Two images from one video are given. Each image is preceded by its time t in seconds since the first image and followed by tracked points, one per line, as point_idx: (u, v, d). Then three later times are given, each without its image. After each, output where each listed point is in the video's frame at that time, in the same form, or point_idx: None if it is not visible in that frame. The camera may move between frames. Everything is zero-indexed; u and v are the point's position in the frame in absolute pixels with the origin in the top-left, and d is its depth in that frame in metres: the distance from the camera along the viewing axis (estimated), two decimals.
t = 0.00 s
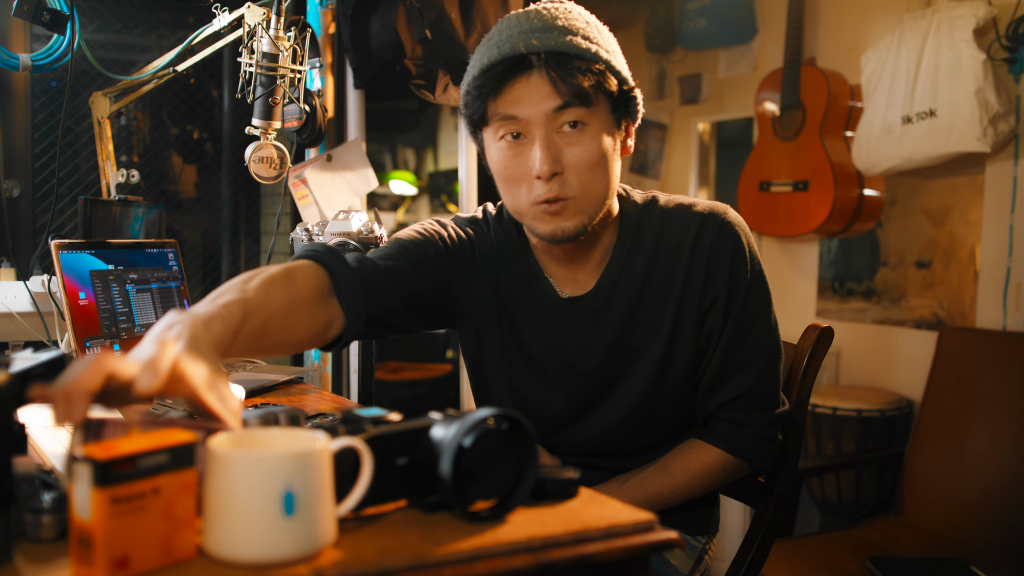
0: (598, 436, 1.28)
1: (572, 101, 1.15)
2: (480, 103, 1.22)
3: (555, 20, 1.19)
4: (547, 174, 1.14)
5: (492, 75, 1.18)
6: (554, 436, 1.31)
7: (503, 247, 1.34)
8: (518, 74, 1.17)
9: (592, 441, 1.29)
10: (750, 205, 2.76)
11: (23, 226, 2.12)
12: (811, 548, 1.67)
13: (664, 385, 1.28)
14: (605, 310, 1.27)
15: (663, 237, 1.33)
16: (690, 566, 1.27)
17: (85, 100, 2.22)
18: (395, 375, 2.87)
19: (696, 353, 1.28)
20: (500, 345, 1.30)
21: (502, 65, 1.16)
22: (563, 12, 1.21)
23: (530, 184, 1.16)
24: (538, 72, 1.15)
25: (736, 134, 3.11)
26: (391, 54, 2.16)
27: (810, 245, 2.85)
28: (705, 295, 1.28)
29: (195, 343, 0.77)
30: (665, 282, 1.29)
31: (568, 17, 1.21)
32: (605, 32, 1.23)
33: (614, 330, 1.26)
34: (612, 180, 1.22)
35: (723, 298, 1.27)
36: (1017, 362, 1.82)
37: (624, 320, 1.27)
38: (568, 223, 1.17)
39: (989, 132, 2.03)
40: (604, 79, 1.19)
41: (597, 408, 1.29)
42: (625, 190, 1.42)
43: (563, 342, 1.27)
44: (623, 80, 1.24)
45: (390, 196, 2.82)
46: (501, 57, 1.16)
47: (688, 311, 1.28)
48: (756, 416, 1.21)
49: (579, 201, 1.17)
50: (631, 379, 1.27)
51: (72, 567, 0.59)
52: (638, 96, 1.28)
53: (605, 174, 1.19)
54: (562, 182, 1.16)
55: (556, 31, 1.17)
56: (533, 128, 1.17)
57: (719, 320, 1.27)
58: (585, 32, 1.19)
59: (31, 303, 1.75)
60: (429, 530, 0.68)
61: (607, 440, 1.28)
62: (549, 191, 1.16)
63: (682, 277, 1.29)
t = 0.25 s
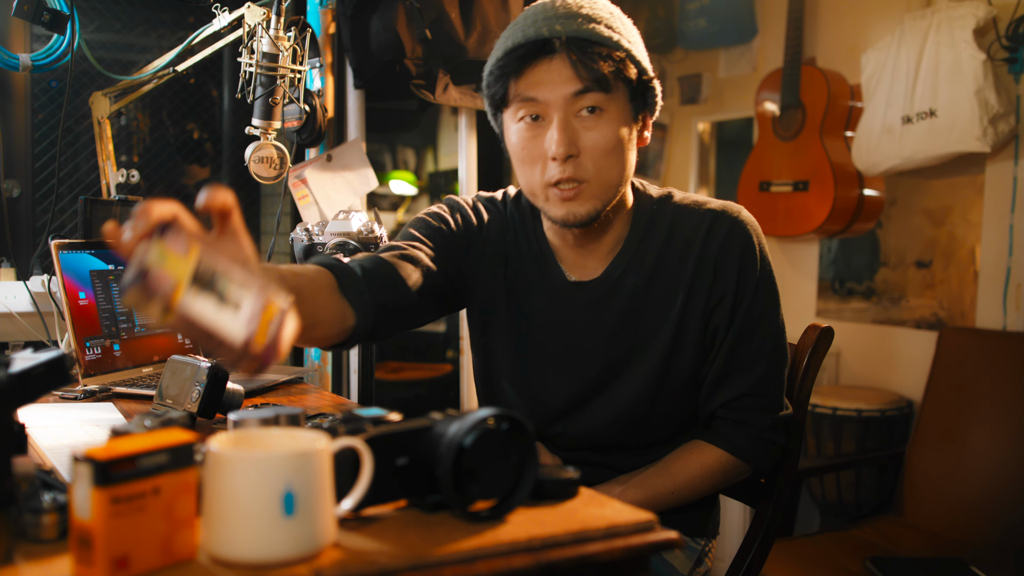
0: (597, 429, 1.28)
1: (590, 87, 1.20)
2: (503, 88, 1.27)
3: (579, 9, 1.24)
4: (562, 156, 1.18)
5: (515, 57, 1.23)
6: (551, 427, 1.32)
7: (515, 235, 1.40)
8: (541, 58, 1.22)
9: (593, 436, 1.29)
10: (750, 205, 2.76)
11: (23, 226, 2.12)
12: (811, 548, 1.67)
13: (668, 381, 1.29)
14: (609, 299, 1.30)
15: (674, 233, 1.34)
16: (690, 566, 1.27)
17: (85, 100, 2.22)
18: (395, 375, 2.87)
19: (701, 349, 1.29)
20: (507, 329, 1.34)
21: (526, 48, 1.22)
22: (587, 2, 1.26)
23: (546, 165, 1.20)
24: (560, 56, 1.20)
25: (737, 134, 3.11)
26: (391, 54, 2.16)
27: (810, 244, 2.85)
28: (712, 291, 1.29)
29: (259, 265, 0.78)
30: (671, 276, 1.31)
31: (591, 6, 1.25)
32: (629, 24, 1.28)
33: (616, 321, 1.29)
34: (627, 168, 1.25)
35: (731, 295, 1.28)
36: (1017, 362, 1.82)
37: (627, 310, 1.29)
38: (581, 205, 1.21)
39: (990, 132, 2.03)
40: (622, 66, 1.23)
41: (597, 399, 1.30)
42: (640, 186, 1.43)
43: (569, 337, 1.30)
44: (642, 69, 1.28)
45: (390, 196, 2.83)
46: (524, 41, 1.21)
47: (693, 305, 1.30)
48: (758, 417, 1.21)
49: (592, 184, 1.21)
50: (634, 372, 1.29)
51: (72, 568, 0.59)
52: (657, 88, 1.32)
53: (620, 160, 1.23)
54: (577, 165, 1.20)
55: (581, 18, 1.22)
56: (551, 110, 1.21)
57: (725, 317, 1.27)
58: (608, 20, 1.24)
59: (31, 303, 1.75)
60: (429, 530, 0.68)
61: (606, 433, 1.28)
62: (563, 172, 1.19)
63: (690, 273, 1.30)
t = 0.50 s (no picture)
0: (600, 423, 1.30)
1: (613, 70, 1.26)
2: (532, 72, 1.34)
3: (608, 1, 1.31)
4: (585, 132, 1.24)
5: (545, 41, 1.30)
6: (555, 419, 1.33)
7: (537, 234, 1.44)
8: (569, 42, 1.29)
9: (596, 430, 1.30)
10: (750, 205, 2.76)
11: (23, 226, 2.12)
12: (811, 548, 1.67)
13: (677, 380, 1.29)
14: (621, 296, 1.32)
15: (691, 235, 1.35)
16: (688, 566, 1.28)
17: (85, 100, 2.22)
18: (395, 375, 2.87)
19: (712, 350, 1.30)
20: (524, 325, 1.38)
21: (555, 32, 1.29)
22: None
23: (568, 142, 1.25)
24: (587, 40, 1.27)
25: (737, 134, 3.11)
26: (391, 54, 2.16)
27: (810, 244, 2.85)
28: (726, 292, 1.30)
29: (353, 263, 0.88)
30: (684, 276, 1.33)
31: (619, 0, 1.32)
32: (654, 17, 1.33)
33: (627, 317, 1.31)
34: (648, 150, 1.30)
35: (744, 297, 1.29)
36: (1016, 363, 1.82)
37: (638, 307, 1.31)
38: (599, 182, 1.26)
39: (990, 132, 2.03)
40: (645, 52, 1.29)
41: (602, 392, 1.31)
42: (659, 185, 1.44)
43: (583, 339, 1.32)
44: (665, 59, 1.33)
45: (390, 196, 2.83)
46: (552, 27, 1.29)
47: (706, 304, 1.30)
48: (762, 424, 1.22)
49: (611, 162, 1.25)
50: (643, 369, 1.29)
51: (72, 568, 0.59)
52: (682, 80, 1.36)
53: (640, 142, 1.27)
54: (598, 143, 1.25)
55: (607, 8, 1.29)
56: (576, 90, 1.27)
57: (737, 319, 1.28)
58: (633, 11, 1.30)
59: (31, 303, 1.75)
60: (430, 530, 0.68)
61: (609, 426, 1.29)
62: (585, 149, 1.24)
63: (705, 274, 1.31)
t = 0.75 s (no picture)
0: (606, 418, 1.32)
1: (628, 74, 1.28)
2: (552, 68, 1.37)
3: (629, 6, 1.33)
4: (596, 134, 1.27)
5: (566, 41, 1.33)
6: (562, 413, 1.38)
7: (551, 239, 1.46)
8: (588, 45, 1.32)
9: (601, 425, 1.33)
10: (750, 205, 2.76)
11: (23, 226, 2.12)
12: (812, 548, 1.67)
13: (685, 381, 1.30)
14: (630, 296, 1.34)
15: (702, 237, 1.36)
16: (689, 565, 1.27)
17: (85, 100, 2.22)
18: (395, 375, 2.87)
19: (719, 351, 1.31)
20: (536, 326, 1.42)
21: (575, 36, 1.32)
22: None
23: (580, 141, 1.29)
24: (605, 44, 1.30)
25: (737, 134, 3.11)
26: (391, 54, 2.15)
27: (810, 244, 2.85)
28: (736, 294, 1.31)
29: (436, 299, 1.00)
30: (694, 277, 1.33)
31: (640, 6, 1.34)
32: (673, 23, 1.35)
33: (636, 318, 1.32)
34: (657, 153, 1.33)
35: (753, 299, 1.29)
36: (1016, 363, 1.82)
37: (647, 308, 1.32)
38: (607, 181, 1.30)
39: (990, 132, 2.03)
40: (660, 59, 1.31)
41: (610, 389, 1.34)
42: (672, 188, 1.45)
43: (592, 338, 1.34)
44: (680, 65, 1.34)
45: (390, 196, 2.83)
46: (572, 30, 1.32)
47: (715, 306, 1.31)
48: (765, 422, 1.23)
49: (620, 163, 1.29)
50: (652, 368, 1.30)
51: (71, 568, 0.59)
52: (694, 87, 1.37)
53: (650, 145, 1.31)
54: (609, 144, 1.28)
55: (627, 13, 1.31)
56: (591, 92, 1.30)
57: (746, 321, 1.29)
58: (652, 16, 1.32)
59: (31, 302, 1.75)
60: (429, 530, 0.68)
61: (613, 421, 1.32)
62: (596, 149, 1.28)
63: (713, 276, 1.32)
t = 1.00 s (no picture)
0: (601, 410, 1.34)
1: (601, 81, 1.31)
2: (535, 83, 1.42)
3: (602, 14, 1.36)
4: (575, 140, 1.31)
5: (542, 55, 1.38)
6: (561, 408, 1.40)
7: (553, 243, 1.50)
8: (564, 55, 1.36)
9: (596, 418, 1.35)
10: (750, 205, 2.76)
11: (23, 226, 2.12)
12: (812, 548, 1.67)
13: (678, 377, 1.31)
14: (623, 292, 1.37)
15: (694, 235, 1.37)
16: (684, 562, 1.25)
17: (85, 100, 2.22)
18: (395, 375, 2.87)
19: (711, 347, 1.30)
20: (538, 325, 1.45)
21: (551, 48, 1.36)
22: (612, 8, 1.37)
23: (561, 148, 1.33)
24: (578, 54, 1.33)
25: (737, 134, 3.11)
26: (391, 54, 2.16)
27: (810, 244, 2.85)
28: (726, 289, 1.31)
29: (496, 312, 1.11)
30: (686, 273, 1.34)
31: (614, 12, 1.36)
32: (648, 25, 1.36)
33: (627, 313, 1.34)
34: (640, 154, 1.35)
35: (744, 293, 1.29)
36: (1016, 363, 1.82)
37: (638, 303, 1.34)
38: (591, 185, 1.34)
39: (990, 132, 2.03)
40: (634, 62, 1.32)
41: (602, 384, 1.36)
42: (665, 189, 1.47)
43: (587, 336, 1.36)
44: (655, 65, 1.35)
45: (390, 196, 2.84)
46: (548, 41, 1.36)
47: (706, 303, 1.31)
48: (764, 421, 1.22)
49: (602, 166, 1.32)
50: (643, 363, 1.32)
51: (71, 567, 0.59)
52: (675, 86, 1.38)
53: (631, 146, 1.33)
54: (589, 149, 1.32)
55: (600, 20, 1.33)
56: (569, 100, 1.33)
57: (736, 316, 1.28)
58: (624, 22, 1.34)
59: (31, 303, 1.75)
60: (429, 530, 0.68)
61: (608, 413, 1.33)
62: (576, 155, 1.32)
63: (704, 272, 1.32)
